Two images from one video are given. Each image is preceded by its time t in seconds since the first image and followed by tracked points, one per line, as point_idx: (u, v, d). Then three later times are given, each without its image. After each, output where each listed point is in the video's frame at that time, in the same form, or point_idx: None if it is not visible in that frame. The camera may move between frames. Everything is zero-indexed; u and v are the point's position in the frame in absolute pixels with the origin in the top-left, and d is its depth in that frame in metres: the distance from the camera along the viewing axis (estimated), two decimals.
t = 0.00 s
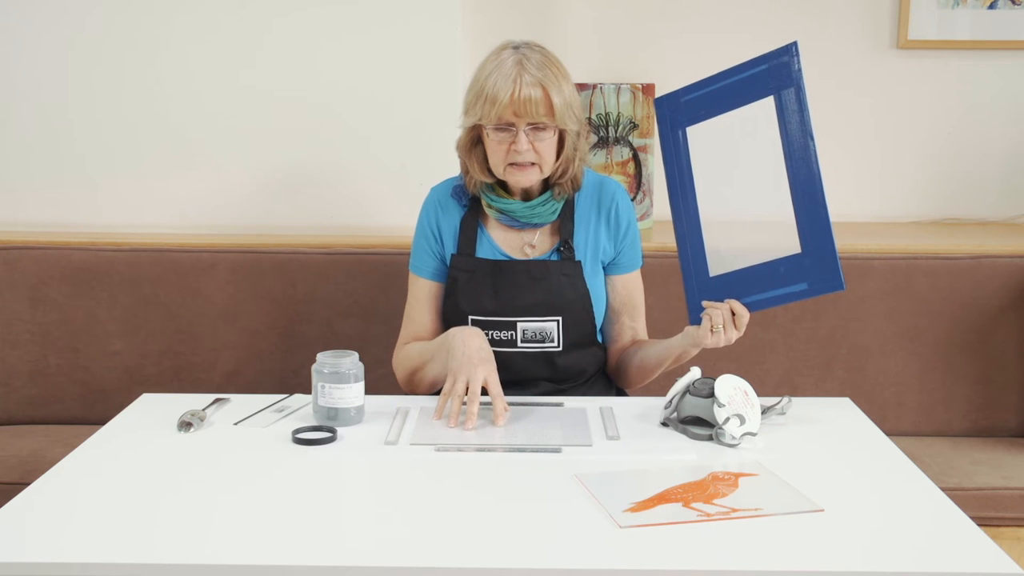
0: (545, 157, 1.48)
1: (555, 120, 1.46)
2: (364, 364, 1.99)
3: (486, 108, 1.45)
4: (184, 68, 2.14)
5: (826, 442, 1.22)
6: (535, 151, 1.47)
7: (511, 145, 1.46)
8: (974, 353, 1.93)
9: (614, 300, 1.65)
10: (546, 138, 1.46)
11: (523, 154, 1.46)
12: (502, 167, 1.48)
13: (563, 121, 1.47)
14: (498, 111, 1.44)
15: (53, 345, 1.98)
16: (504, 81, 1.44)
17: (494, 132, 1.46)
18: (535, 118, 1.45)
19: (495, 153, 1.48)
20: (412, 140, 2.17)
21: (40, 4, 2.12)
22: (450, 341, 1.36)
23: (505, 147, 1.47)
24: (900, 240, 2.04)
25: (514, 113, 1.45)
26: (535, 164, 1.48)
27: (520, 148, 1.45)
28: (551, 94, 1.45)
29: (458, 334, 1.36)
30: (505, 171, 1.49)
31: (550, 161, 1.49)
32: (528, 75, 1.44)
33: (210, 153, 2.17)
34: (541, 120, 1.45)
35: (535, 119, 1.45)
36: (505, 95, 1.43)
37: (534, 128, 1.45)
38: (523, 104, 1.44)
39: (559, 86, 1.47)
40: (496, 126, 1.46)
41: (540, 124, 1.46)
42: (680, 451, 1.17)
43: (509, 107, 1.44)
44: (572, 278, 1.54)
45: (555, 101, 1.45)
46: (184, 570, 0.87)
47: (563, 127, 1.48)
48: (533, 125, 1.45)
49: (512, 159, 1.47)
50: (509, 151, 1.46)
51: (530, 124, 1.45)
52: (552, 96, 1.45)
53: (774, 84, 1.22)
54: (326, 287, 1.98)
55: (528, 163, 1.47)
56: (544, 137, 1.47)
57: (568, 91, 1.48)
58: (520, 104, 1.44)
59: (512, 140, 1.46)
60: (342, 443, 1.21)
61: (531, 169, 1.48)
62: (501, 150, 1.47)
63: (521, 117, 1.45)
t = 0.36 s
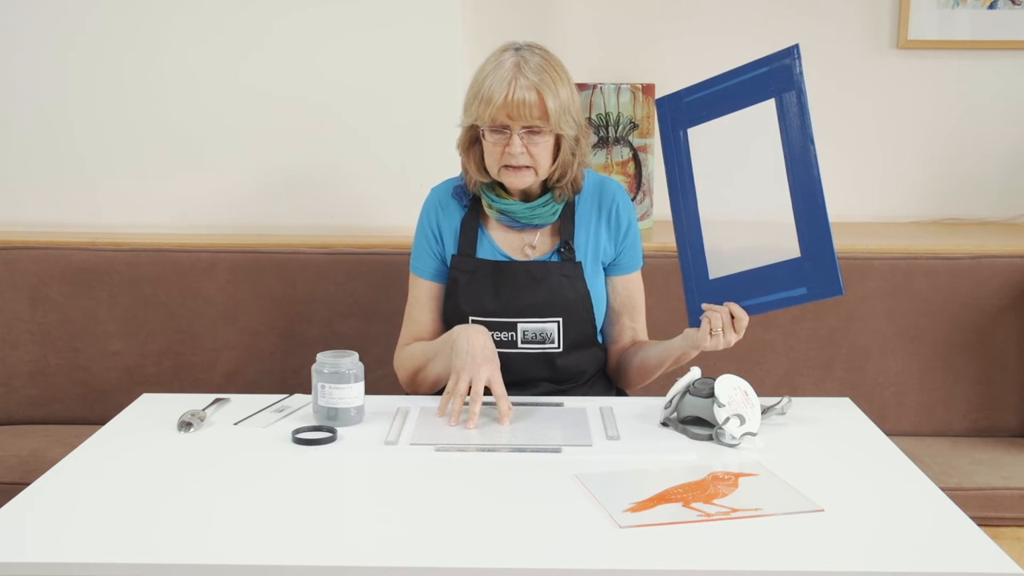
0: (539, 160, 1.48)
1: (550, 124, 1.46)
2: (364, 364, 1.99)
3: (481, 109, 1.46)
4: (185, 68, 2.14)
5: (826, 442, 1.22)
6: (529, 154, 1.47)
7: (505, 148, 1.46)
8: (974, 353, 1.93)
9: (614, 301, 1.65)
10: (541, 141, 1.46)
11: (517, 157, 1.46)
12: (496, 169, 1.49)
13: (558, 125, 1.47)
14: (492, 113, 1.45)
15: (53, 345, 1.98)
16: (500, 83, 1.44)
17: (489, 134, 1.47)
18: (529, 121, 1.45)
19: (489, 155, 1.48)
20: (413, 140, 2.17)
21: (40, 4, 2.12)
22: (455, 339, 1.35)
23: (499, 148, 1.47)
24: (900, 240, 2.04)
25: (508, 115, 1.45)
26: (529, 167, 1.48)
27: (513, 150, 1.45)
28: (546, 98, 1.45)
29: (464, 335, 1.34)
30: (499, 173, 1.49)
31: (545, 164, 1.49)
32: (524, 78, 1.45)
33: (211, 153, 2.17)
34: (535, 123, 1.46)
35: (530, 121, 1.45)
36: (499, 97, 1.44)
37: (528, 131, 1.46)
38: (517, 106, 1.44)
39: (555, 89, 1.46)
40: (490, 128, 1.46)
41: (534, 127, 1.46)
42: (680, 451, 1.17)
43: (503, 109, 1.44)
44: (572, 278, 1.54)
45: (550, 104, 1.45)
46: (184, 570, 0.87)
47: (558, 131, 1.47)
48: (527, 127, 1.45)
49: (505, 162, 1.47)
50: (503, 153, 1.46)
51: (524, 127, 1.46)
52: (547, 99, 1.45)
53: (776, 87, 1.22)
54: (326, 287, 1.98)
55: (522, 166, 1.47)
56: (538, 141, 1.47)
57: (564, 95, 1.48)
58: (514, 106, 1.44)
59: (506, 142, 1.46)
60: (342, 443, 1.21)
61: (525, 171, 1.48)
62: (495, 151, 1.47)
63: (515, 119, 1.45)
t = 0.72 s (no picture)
0: (545, 154, 1.48)
1: (555, 116, 1.47)
2: (364, 364, 1.99)
3: (486, 105, 1.45)
4: (185, 67, 2.14)
5: (826, 443, 1.22)
6: (536, 148, 1.47)
7: (512, 143, 1.46)
8: (974, 353, 1.93)
9: (614, 301, 1.65)
10: (547, 135, 1.47)
11: (524, 151, 1.46)
12: (503, 165, 1.48)
13: (563, 117, 1.48)
14: (498, 109, 1.45)
15: (53, 345, 1.98)
16: (503, 79, 1.44)
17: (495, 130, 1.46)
18: (535, 115, 1.46)
19: (495, 151, 1.48)
20: (413, 140, 2.17)
21: (39, 3, 2.12)
22: (455, 339, 1.36)
23: (505, 144, 1.47)
24: (900, 240, 2.04)
25: (514, 110, 1.45)
26: (535, 161, 1.48)
27: (520, 145, 1.45)
28: (550, 90, 1.45)
29: (465, 336, 1.35)
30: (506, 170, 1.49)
31: (551, 158, 1.49)
32: (527, 72, 1.45)
33: (211, 153, 2.17)
34: (540, 117, 1.46)
35: (535, 116, 1.46)
36: (504, 92, 1.44)
37: (533, 125, 1.46)
38: (523, 101, 1.44)
39: (558, 82, 1.47)
40: (496, 124, 1.46)
41: (539, 120, 1.46)
42: (680, 451, 1.17)
43: (509, 104, 1.44)
44: (572, 278, 1.54)
45: (554, 98, 1.46)
46: (184, 570, 0.87)
47: (562, 123, 1.48)
48: (533, 121, 1.46)
49: (513, 158, 1.47)
50: (510, 149, 1.46)
51: (529, 121, 1.46)
52: (551, 93, 1.45)
53: (771, 87, 1.22)
54: (326, 287, 1.98)
55: (529, 161, 1.47)
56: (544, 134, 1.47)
57: (567, 88, 1.48)
58: (520, 101, 1.44)
59: (513, 138, 1.46)
60: (342, 443, 1.21)
61: (532, 166, 1.48)
62: (501, 147, 1.47)
63: (521, 114, 1.45)
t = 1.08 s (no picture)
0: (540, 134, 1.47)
1: (551, 97, 1.49)
2: (364, 365, 1.99)
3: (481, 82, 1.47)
4: (185, 67, 2.14)
5: (826, 443, 1.22)
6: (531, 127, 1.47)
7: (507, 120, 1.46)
8: (973, 353, 1.93)
9: (613, 299, 1.65)
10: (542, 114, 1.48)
11: (519, 128, 1.46)
12: (497, 143, 1.47)
13: (559, 100, 1.49)
14: (493, 84, 1.46)
15: (53, 345, 1.98)
16: (501, 57, 1.47)
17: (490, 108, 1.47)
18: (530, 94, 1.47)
19: (490, 131, 1.48)
20: (413, 140, 2.17)
21: (39, 3, 2.12)
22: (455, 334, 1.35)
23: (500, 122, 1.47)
24: (900, 240, 2.04)
25: (510, 88, 1.46)
26: (530, 142, 1.47)
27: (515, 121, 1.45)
28: (546, 72, 1.48)
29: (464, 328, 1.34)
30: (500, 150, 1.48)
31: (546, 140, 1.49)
32: (525, 53, 1.47)
33: (211, 153, 2.18)
34: (536, 96, 1.47)
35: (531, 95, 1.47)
36: (500, 69, 1.46)
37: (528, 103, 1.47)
38: (519, 78, 1.46)
39: (556, 67, 1.49)
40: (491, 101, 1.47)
41: (534, 99, 1.48)
42: (680, 451, 1.17)
43: (505, 80, 1.46)
44: (570, 275, 1.54)
45: (551, 79, 1.48)
46: (184, 570, 0.87)
47: (558, 106, 1.50)
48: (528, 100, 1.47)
49: (507, 135, 1.46)
50: (505, 125, 1.46)
51: (524, 99, 1.48)
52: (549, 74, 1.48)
53: (767, 83, 1.22)
54: (327, 288, 1.98)
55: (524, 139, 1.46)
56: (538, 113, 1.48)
57: (564, 75, 1.51)
58: (516, 78, 1.46)
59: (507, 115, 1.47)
60: (341, 443, 1.21)
61: (526, 146, 1.46)
62: (496, 126, 1.47)
63: (517, 92, 1.47)
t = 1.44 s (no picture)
0: (538, 139, 1.47)
1: (548, 100, 1.48)
2: (364, 365, 1.99)
3: (478, 89, 1.47)
4: (185, 67, 2.14)
5: (826, 443, 1.22)
6: (529, 132, 1.46)
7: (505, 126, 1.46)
8: (973, 353, 1.93)
9: (613, 300, 1.65)
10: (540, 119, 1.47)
11: (516, 135, 1.45)
12: (496, 149, 1.47)
13: (556, 103, 1.49)
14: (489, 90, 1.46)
15: (53, 345, 1.98)
16: (497, 63, 1.47)
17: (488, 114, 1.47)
18: (527, 99, 1.47)
19: (489, 137, 1.48)
20: (413, 140, 2.17)
21: (40, 4, 2.12)
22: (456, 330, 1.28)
23: (497, 128, 1.46)
24: (900, 240, 2.04)
25: (506, 93, 1.46)
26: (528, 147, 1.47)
27: (511, 126, 1.45)
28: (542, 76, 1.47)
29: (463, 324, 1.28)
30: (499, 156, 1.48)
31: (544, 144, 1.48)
32: (521, 58, 1.47)
33: (211, 153, 2.18)
34: (533, 100, 1.47)
35: (528, 100, 1.47)
36: (496, 74, 1.46)
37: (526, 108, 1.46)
38: (514, 84, 1.46)
39: (553, 71, 1.49)
40: (489, 107, 1.47)
41: (531, 104, 1.47)
42: (680, 451, 1.17)
43: (501, 86, 1.46)
44: (570, 274, 1.54)
45: (547, 83, 1.48)
46: (184, 570, 0.87)
47: (556, 109, 1.49)
48: (525, 105, 1.46)
49: (504, 141, 1.46)
50: (502, 131, 1.46)
51: (521, 104, 1.46)
52: (545, 78, 1.48)
53: (765, 84, 1.22)
54: (327, 287, 1.98)
55: (522, 145, 1.46)
56: (536, 118, 1.47)
57: (562, 79, 1.50)
58: (512, 84, 1.46)
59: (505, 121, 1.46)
60: (341, 443, 1.21)
61: (525, 151, 1.47)
62: (494, 132, 1.47)
63: (513, 97, 1.46)
